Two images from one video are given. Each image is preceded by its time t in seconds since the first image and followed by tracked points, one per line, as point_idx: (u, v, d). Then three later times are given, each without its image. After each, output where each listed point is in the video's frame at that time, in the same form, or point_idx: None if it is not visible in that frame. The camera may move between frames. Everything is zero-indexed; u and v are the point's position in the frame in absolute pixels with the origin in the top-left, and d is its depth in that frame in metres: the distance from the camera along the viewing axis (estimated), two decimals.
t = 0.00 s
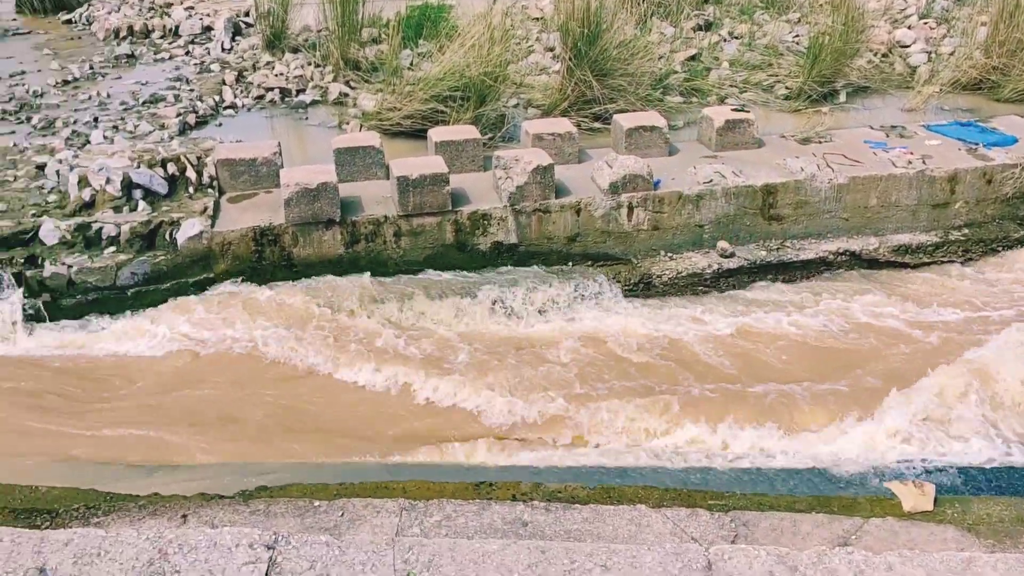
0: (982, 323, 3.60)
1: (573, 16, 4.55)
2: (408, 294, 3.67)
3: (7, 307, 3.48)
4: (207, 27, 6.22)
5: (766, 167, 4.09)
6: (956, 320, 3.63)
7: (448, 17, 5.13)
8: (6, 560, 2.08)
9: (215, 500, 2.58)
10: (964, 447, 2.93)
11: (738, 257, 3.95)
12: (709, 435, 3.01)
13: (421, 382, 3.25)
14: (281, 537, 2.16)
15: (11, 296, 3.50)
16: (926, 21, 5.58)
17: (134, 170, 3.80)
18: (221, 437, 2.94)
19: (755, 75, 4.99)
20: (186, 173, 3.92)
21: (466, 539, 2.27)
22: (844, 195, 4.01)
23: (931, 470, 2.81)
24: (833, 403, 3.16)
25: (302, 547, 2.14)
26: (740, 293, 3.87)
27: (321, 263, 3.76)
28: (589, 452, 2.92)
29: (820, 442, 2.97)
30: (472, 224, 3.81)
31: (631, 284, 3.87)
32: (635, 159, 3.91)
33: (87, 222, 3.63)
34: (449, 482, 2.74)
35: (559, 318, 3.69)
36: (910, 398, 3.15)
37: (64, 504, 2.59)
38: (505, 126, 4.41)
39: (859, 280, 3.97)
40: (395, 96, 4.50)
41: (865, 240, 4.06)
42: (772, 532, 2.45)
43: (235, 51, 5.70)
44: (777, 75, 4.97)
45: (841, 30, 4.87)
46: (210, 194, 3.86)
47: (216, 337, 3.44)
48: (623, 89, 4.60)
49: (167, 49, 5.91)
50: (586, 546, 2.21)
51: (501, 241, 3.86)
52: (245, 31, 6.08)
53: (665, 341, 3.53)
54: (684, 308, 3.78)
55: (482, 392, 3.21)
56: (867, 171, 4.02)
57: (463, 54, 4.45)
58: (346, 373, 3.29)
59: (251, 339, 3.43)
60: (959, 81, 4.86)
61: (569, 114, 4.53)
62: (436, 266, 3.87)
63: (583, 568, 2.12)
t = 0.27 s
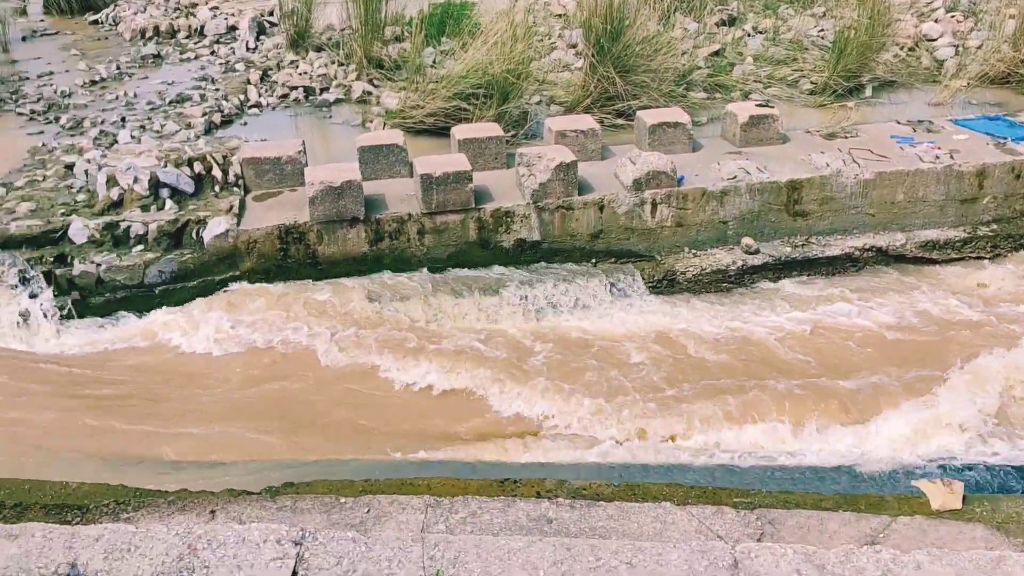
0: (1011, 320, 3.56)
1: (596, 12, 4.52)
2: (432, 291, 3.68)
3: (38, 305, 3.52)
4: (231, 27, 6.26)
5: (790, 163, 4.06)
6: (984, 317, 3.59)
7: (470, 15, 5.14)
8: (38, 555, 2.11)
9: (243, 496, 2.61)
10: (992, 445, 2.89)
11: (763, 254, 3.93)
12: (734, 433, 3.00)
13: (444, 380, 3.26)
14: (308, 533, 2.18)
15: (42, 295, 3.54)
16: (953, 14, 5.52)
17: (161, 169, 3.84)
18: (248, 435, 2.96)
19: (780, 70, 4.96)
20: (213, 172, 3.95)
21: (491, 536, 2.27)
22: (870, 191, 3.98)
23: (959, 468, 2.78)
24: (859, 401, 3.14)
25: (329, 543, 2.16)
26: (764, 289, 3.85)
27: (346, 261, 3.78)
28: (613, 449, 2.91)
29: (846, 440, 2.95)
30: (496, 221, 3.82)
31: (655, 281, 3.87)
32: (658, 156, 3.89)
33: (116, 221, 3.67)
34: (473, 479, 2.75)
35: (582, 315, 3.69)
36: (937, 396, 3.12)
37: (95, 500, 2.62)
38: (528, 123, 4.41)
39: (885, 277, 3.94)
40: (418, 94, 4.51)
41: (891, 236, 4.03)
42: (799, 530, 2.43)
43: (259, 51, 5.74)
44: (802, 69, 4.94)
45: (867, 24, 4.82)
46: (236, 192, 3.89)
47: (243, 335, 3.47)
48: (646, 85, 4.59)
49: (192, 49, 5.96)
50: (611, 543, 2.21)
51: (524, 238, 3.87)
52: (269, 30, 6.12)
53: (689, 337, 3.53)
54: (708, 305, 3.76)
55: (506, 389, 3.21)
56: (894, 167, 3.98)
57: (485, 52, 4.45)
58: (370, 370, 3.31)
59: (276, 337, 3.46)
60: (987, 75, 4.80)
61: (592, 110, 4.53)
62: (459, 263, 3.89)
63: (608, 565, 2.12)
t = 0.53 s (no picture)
0: None
1: (618, 8, 4.50)
2: (453, 289, 3.69)
3: (65, 303, 3.55)
4: (254, 26, 6.30)
5: (814, 159, 4.03)
6: (1011, 313, 3.54)
7: (491, 12, 5.13)
8: (67, 551, 2.14)
9: (268, 493, 2.62)
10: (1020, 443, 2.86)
11: (786, 250, 3.90)
12: (759, 431, 2.98)
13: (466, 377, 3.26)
14: (333, 530, 2.19)
15: (68, 293, 3.57)
16: (979, 7, 5.46)
17: (185, 168, 3.87)
18: (272, 431, 2.98)
19: (803, 65, 4.93)
20: (236, 171, 3.98)
21: (514, 533, 2.28)
22: (895, 186, 3.94)
23: (987, 467, 2.75)
24: (884, 399, 3.11)
25: (353, 540, 2.17)
26: (787, 287, 3.83)
27: (368, 258, 3.79)
28: (635, 447, 2.91)
29: (871, 438, 2.93)
30: (517, 218, 3.82)
31: (678, 277, 3.87)
32: (680, 152, 3.88)
33: (141, 220, 3.70)
34: (495, 476, 2.75)
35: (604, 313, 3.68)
36: (964, 394, 3.09)
37: (121, 496, 2.65)
38: (549, 120, 4.40)
39: (910, 273, 3.90)
40: (439, 91, 4.51)
41: (917, 232, 3.99)
42: (824, 529, 2.42)
43: (281, 50, 5.77)
44: (826, 64, 4.90)
45: (892, 17, 4.77)
46: (259, 191, 3.91)
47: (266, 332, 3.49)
48: (667, 81, 4.56)
49: (216, 48, 6.00)
50: (635, 542, 2.21)
51: (546, 235, 3.86)
52: (291, 29, 6.15)
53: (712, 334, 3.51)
54: (731, 302, 3.74)
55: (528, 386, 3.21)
56: (919, 162, 3.94)
57: (507, 49, 4.44)
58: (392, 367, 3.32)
59: (300, 333, 3.48)
60: (1014, 69, 4.74)
61: (614, 107, 4.51)
62: (481, 261, 3.89)
63: (632, 563, 2.12)
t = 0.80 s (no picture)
0: None
1: (638, 5, 4.50)
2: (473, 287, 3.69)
3: (89, 301, 3.59)
4: (274, 25, 6.33)
5: (836, 155, 4.00)
6: None
7: (510, 9, 5.13)
8: (93, 548, 2.16)
9: (290, 491, 2.64)
10: None
11: (808, 247, 3.87)
12: (781, 428, 2.96)
13: (486, 375, 3.27)
14: (355, 528, 2.20)
15: (92, 291, 3.60)
16: (1002, 0, 5.41)
17: (207, 167, 3.91)
18: (294, 428, 2.99)
19: (824, 60, 4.90)
20: (257, 170, 4.01)
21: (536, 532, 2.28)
22: (918, 182, 3.90)
23: (1012, 466, 2.72)
24: (908, 397, 3.08)
25: (375, 538, 2.18)
26: (809, 284, 3.80)
27: (388, 256, 3.80)
28: (656, 444, 2.90)
29: (895, 436, 2.90)
30: (537, 216, 3.81)
31: (698, 275, 3.83)
32: (700, 149, 3.86)
33: (164, 219, 3.73)
34: (516, 474, 2.75)
35: (624, 310, 3.67)
36: (989, 392, 3.05)
37: (146, 493, 2.67)
38: (568, 117, 4.40)
39: (934, 270, 3.87)
40: (459, 89, 4.52)
41: (941, 228, 3.95)
42: (847, 528, 2.40)
43: (301, 48, 5.79)
44: (848, 59, 4.87)
45: (915, 12, 4.73)
46: (280, 189, 3.93)
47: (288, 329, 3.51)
48: (688, 77, 4.54)
49: (237, 47, 6.03)
50: (657, 541, 2.20)
51: (565, 233, 3.86)
52: (312, 28, 6.18)
53: (733, 332, 3.49)
54: (752, 299, 3.72)
55: (547, 383, 3.20)
56: (943, 158, 3.90)
57: (526, 47, 4.43)
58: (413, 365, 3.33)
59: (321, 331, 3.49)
60: None
61: (633, 104, 4.49)
62: (500, 258, 3.89)
63: (654, 562, 2.11)
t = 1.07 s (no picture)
0: None
1: (655, 1, 4.45)
2: (491, 285, 3.69)
3: (110, 299, 3.62)
4: (292, 24, 6.36)
5: (856, 151, 3.97)
6: None
7: (528, 7, 5.12)
8: (116, 545, 2.17)
9: (311, 488, 2.65)
10: None
11: (828, 244, 3.84)
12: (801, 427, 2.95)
13: (503, 372, 3.27)
14: (375, 526, 2.21)
15: (114, 289, 3.63)
16: None
17: (227, 167, 3.93)
18: (313, 426, 3.01)
19: (844, 57, 4.88)
20: (276, 168, 4.03)
21: (556, 530, 2.27)
22: (940, 178, 3.87)
23: None
24: (930, 395, 3.06)
25: (396, 536, 2.18)
26: (829, 282, 3.78)
27: (406, 255, 3.81)
28: (675, 442, 2.89)
29: (917, 434, 2.88)
30: (555, 214, 3.81)
31: (717, 273, 3.81)
32: (719, 146, 3.84)
33: (184, 217, 3.76)
34: (535, 472, 2.75)
35: (643, 307, 3.65)
36: (1012, 390, 3.03)
37: (167, 490, 2.69)
38: (586, 115, 4.39)
39: (956, 267, 3.83)
40: (476, 87, 4.52)
41: (963, 225, 3.91)
42: (870, 527, 2.38)
43: (319, 47, 5.82)
44: (868, 55, 4.86)
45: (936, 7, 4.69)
46: (299, 188, 3.95)
47: (307, 327, 3.53)
48: (706, 74, 4.53)
49: (255, 46, 6.07)
50: (677, 540, 2.19)
51: (583, 230, 3.85)
52: (330, 27, 6.20)
53: (752, 329, 3.48)
54: (772, 296, 3.70)
55: (565, 381, 3.20)
56: (964, 154, 3.86)
57: (543, 44, 4.41)
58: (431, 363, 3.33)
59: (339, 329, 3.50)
60: None
61: (651, 101, 4.48)
62: (518, 256, 3.89)
63: (675, 561, 2.10)
